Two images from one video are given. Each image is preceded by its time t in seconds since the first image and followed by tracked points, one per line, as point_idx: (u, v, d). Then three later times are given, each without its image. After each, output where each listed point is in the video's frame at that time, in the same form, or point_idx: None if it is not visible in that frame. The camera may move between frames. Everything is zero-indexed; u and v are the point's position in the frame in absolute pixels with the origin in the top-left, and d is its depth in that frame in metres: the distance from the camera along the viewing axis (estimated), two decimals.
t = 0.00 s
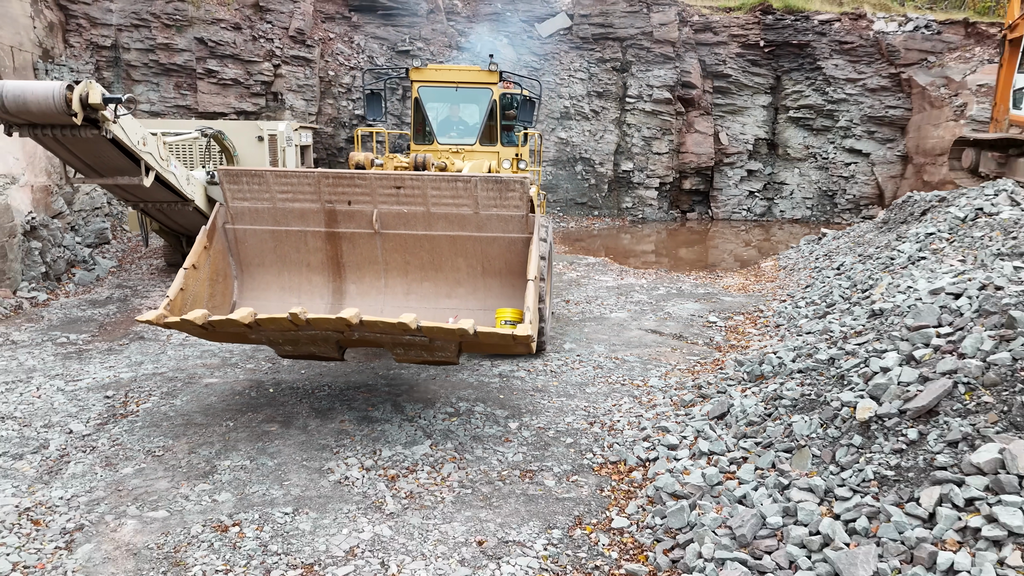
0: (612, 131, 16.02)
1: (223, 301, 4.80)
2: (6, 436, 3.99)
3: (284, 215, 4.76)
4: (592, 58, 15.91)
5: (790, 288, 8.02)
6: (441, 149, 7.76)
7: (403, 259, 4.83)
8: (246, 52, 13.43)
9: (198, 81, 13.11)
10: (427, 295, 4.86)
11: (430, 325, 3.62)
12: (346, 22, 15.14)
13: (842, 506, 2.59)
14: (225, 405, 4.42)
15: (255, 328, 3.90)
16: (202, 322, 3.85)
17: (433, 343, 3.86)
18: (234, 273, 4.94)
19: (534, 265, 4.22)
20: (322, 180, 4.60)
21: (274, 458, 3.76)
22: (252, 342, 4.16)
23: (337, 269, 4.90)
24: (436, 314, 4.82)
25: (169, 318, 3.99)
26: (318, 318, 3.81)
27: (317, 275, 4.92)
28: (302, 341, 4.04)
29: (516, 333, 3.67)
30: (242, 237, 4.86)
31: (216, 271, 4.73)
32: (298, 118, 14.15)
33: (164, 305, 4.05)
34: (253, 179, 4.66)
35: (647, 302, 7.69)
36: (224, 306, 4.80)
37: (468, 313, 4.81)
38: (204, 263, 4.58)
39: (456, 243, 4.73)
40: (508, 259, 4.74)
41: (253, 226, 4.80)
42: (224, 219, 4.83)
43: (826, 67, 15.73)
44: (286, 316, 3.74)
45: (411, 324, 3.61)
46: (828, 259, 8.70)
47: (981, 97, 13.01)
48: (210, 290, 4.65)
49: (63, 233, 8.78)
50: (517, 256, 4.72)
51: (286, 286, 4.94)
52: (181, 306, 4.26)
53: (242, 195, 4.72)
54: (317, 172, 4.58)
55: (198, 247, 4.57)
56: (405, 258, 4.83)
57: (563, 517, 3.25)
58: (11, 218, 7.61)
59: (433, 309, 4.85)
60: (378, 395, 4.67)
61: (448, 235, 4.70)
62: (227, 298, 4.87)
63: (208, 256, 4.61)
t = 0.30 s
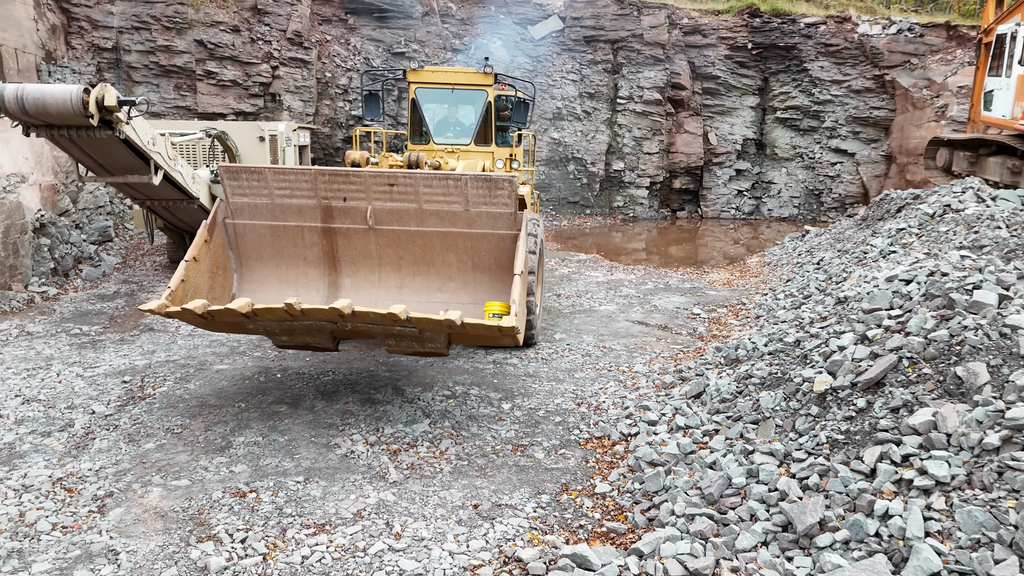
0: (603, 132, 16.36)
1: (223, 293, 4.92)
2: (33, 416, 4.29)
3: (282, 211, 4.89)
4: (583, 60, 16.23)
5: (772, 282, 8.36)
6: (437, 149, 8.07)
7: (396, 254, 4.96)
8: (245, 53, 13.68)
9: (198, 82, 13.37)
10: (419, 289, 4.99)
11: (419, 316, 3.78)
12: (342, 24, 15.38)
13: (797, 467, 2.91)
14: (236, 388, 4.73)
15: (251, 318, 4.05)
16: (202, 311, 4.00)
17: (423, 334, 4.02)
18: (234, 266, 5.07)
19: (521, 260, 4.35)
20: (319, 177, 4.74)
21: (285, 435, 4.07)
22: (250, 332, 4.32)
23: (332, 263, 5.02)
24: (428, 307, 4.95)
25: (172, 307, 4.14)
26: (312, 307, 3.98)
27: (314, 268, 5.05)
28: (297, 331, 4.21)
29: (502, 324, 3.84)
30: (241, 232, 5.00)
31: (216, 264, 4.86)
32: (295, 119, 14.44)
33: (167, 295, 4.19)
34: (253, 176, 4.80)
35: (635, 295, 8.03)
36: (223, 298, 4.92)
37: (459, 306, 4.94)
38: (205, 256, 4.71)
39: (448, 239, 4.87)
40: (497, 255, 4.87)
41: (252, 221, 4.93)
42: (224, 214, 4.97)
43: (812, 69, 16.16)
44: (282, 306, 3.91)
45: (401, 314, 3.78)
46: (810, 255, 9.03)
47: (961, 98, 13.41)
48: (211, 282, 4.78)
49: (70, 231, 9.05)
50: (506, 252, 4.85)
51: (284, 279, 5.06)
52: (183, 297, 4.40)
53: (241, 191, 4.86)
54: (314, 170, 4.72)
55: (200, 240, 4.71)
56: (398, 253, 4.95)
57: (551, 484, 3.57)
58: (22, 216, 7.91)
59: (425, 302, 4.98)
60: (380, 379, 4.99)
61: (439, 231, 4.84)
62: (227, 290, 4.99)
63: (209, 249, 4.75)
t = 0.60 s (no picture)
0: (596, 131, 16.65)
1: (220, 286, 4.92)
2: (53, 401, 4.53)
3: (278, 206, 4.90)
4: (577, 61, 16.51)
5: (758, 277, 8.65)
6: (433, 147, 8.29)
7: (389, 249, 4.97)
8: (244, 54, 13.82)
9: (197, 83, 13.50)
10: (412, 284, 5.00)
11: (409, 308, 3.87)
12: (339, 26, 15.63)
13: (769, 439, 3.18)
14: (244, 375, 4.99)
15: (247, 309, 4.13)
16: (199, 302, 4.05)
17: (413, 327, 4.12)
18: (231, 261, 5.06)
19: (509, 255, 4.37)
20: (314, 173, 4.76)
21: (293, 417, 4.32)
22: (246, 323, 4.39)
23: (328, 258, 5.03)
24: (421, 301, 4.96)
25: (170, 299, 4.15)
26: (305, 299, 4.05)
27: (309, 263, 5.05)
28: (293, 323, 4.28)
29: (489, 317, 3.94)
30: (239, 227, 5.00)
31: (213, 257, 4.85)
32: (293, 119, 14.65)
33: (165, 285, 4.20)
34: (251, 171, 4.82)
35: (625, 289, 8.30)
36: (220, 292, 4.91)
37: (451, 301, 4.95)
38: (203, 249, 4.71)
39: (440, 234, 4.89)
40: (488, 250, 4.88)
41: (249, 216, 4.94)
42: (222, 209, 4.97)
43: (800, 70, 16.48)
44: (276, 297, 3.98)
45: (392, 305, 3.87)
46: (795, 251, 9.31)
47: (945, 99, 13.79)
48: (208, 275, 4.77)
49: (74, 228, 9.23)
50: (497, 247, 4.88)
51: (280, 273, 5.06)
52: (182, 288, 4.40)
53: (239, 186, 4.87)
54: (309, 166, 4.74)
55: (198, 234, 4.70)
56: (391, 248, 4.97)
57: (543, 460, 3.83)
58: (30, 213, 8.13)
59: (418, 297, 4.99)
60: (380, 367, 5.25)
61: (431, 227, 4.86)
62: (224, 284, 4.98)
63: (207, 242, 4.74)
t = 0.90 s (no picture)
0: (592, 131, 16.88)
1: (219, 282, 4.95)
2: (71, 389, 4.74)
3: (275, 203, 4.94)
4: (573, 61, 16.75)
5: (750, 273, 8.87)
6: (432, 147, 8.31)
7: (385, 245, 5.01)
8: (244, 55, 13.96)
9: (198, 83, 13.59)
10: (407, 280, 5.04)
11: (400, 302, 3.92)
12: (338, 27, 15.84)
13: (752, 419, 3.40)
14: (253, 366, 5.19)
15: (243, 303, 4.19)
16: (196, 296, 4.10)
17: (407, 321, 4.16)
18: (229, 257, 5.08)
19: (500, 251, 4.41)
20: (310, 170, 4.80)
21: (301, 404, 4.52)
22: (242, 318, 4.45)
23: (324, 254, 5.07)
24: (416, 297, 5.00)
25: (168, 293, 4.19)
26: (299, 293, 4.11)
27: (306, 259, 5.09)
28: (288, 317, 4.34)
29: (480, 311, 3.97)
30: (236, 224, 5.02)
31: (211, 253, 4.88)
32: (293, 119, 14.82)
33: (164, 280, 4.24)
34: (248, 169, 4.84)
35: (619, 285, 8.52)
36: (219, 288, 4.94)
37: (445, 297, 4.99)
38: (201, 245, 4.74)
39: (434, 231, 4.92)
40: (482, 246, 4.91)
41: (247, 213, 4.97)
42: (220, 206, 5.00)
43: (793, 71, 16.73)
44: (270, 291, 4.04)
45: (383, 299, 3.91)
46: (786, 248, 9.52)
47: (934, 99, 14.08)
48: (206, 271, 4.81)
49: (80, 227, 9.38)
50: (491, 244, 4.91)
51: (277, 269, 5.09)
52: (180, 283, 4.44)
53: (237, 183, 4.91)
54: (305, 163, 4.77)
55: (196, 230, 4.73)
56: (386, 244, 5.01)
57: (541, 443, 4.04)
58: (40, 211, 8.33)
59: (413, 292, 5.03)
60: (384, 358, 5.46)
61: (426, 223, 4.89)
62: (223, 280, 5.01)
63: (204, 238, 4.77)
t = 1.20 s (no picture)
0: (589, 132, 17.07)
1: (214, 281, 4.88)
2: (86, 383, 4.89)
3: (270, 202, 4.85)
4: (570, 63, 16.96)
5: (743, 272, 9.04)
6: (430, 148, 8.22)
7: (379, 243, 4.90)
8: (244, 57, 14.03)
9: (199, 84, 13.65)
10: (402, 278, 4.93)
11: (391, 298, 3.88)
12: (337, 29, 15.99)
13: (742, 409, 3.57)
14: (260, 361, 5.35)
15: (235, 300, 4.16)
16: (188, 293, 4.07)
17: (399, 318, 4.12)
18: (225, 256, 5.00)
19: (491, 248, 4.32)
20: (304, 169, 4.70)
21: (309, 397, 4.68)
22: (236, 315, 4.43)
23: (319, 253, 4.96)
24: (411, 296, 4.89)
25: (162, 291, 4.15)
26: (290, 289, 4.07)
27: (301, 257, 4.99)
28: (282, 315, 4.31)
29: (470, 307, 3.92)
30: (232, 223, 4.94)
31: (207, 252, 4.82)
32: (294, 119, 14.94)
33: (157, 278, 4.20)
34: (243, 168, 4.78)
35: (616, 284, 8.68)
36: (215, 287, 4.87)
37: (440, 295, 4.87)
38: (196, 244, 4.67)
39: (427, 229, 4.79)
40: (476, 244, 4.78)
41: (242, 212, 4.89)
42: (215, 206, 4.93)
43: (788, 72, 16.91)
44: (261, 288, 4.01)
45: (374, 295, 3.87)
46: (780, 247, 9.68)
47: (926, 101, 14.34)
48: (201, 270, 4.74)
49: (85, 227, 9.47)
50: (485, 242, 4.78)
51: (273, 268, 5.00)
52: (174, 282, 4.38)
53: (232, 182, 4.83)
54: (299, 161, 4.67)
55: (190, 229, 4.66)
56: (380, 242, 4.90)
57: (540, 433, 4.21)
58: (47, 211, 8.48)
59: (408, 291, 4.92)
60: (388, 353, 5.62)
61: (419, 221, 4.77)
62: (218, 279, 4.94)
63: (199, 237, 4.71)
